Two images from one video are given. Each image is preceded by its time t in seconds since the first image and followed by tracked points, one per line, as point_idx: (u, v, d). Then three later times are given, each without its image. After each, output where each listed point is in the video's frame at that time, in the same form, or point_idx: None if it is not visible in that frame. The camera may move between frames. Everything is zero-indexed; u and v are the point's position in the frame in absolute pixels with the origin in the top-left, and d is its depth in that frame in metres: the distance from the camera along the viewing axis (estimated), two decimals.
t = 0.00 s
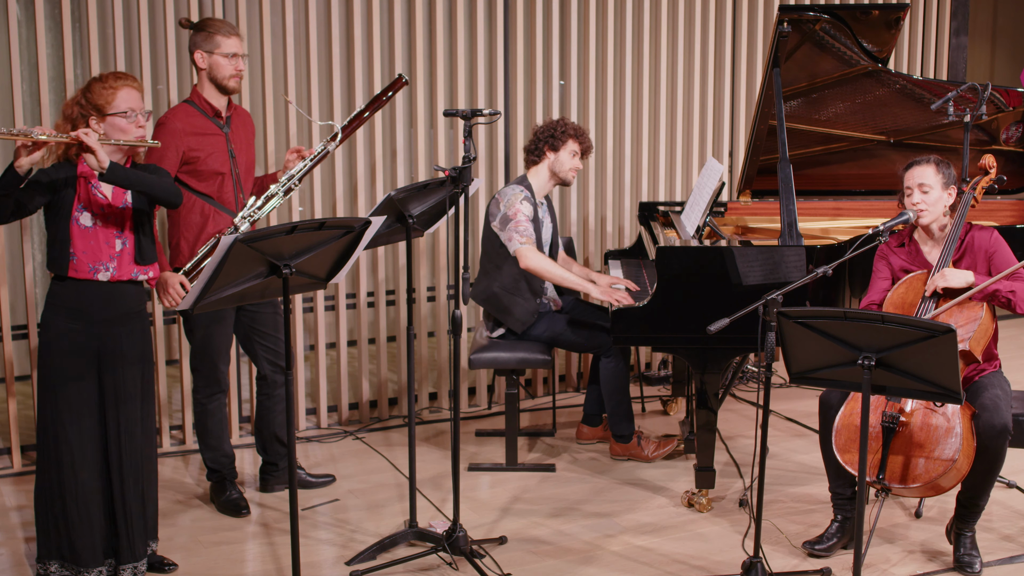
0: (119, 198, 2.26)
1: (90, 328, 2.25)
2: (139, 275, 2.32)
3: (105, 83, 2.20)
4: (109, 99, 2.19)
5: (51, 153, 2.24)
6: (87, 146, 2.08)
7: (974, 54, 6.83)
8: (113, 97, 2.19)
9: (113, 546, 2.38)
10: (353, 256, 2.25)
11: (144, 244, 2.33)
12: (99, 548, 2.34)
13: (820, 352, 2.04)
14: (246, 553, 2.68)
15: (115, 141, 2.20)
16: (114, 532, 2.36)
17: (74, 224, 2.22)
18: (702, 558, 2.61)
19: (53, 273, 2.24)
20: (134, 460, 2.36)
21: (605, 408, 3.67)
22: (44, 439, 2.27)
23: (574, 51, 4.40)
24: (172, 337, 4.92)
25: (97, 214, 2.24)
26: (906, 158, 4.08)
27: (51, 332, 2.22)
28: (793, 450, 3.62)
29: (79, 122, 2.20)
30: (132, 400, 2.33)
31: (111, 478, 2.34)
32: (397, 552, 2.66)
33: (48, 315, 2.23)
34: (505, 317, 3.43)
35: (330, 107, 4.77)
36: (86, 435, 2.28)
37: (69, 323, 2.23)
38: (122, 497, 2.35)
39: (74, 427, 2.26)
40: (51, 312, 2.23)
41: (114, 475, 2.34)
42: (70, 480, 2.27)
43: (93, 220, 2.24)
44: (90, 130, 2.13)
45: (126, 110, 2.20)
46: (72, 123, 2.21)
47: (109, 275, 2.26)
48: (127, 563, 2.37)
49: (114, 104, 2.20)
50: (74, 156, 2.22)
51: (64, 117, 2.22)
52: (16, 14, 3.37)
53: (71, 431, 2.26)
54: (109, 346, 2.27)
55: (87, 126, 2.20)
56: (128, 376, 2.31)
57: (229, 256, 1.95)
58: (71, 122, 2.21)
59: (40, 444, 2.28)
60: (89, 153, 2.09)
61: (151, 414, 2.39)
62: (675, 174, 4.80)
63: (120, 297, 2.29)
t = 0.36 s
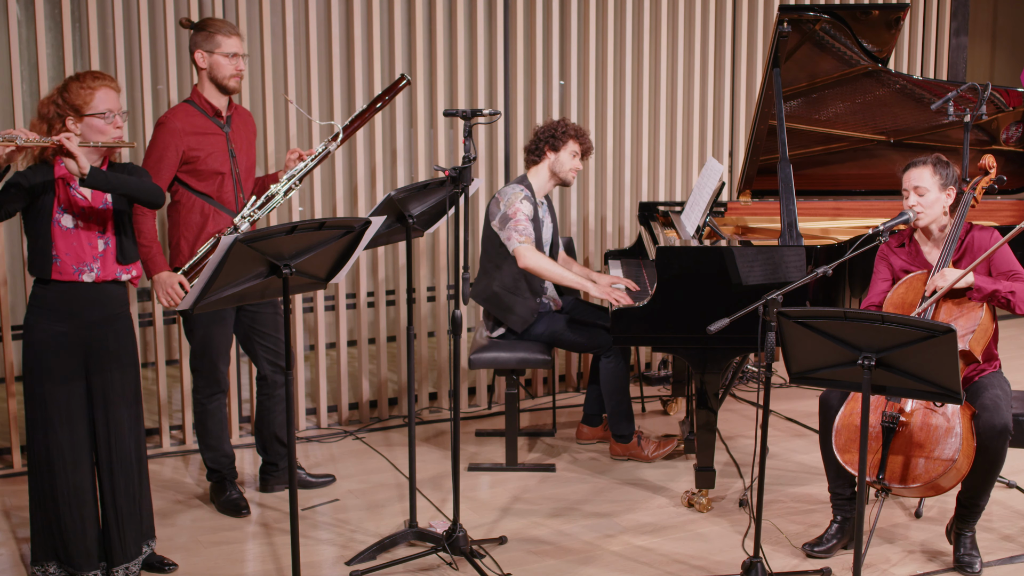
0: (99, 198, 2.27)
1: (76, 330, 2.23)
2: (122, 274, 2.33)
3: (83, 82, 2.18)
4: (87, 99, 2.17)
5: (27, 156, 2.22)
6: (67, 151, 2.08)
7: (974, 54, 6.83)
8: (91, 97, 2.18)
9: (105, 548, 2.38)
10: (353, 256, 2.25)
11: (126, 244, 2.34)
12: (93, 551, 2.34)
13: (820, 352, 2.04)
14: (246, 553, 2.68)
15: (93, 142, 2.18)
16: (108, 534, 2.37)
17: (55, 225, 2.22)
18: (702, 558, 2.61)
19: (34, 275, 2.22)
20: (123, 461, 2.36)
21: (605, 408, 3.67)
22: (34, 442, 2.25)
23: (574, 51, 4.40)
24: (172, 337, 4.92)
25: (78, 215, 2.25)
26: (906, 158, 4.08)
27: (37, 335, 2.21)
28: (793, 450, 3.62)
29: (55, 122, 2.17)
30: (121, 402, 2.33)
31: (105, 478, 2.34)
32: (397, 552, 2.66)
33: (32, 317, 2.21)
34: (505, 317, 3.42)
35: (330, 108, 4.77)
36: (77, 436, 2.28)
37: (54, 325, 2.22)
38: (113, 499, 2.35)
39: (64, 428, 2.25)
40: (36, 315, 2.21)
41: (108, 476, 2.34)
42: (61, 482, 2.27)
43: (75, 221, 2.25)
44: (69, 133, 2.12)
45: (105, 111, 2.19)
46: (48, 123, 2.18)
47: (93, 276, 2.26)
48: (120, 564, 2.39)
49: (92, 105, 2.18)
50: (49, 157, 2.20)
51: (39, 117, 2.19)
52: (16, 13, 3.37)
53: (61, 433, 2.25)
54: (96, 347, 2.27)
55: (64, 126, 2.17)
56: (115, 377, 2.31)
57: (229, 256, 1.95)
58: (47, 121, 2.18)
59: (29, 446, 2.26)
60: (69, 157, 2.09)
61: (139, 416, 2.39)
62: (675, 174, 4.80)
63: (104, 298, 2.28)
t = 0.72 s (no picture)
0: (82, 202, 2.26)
1: (64, 333, 2.23)
2: (108, 276, 2.33)
3: (67, 85, 2.16)
4: (72, 103, 2.15)
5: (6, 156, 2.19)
6: (55, 163, 2.06)
7: (974, 54, 6.83)
8: (76, 101, 2.16)
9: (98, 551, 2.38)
10: (353, 256, 2.25)
11: (111, 247, 2.35)
12: (86, 554, 2.35)
13: (820, 352, 2.04)
14: (246, 553, 2.68)
15: (77, 148, 2.18)
16: (101, 536, 2.37)
17: (40, 229, 2.20)
18: (703, 558, 2.61)
19: (19, 278, 2.21)
20: (114, 461, 2.37)
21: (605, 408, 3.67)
22: (25, 444, 2.26)
23: (574, 51, 4.40)
24: (172, 337, 4.92)
25: (62, 218, 2.23)
26: (906, 158, 4.08)
27: (25, 338, 2.20)
28: (793, 450, 3.62)
29: (37, 124, 2.15)
30: (111, 404, 2.33)
31: (99, 479, 2.35)
32: (397, 552, 2.66)
33: (16, 319, 2.20)
34: (505, 317, 3.42)
35: (331, 108, 4.78)
36: (67, 439, 2.28)
37: (43, 328, 2.21)
38: (103, 500, 2.36)
39: (55, 432, 2.26)
40: (22, 319, 2.20)
41: (102, 477, 2.35)
42: (52, 485, 2.27)
43: (59, 224, 2.23)
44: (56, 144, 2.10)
45: (89, 116, 2.18)
46: (30, 123, 2.15)
47: (81, 278, 2.25)
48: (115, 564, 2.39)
49: (77, 109, 2.16)
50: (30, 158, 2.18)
51: (21, 115, 2.16)
52: (16, 14, 3.37)
53: (51, 436, 2.25)
54: (85, 349, 2.27)
55: (46, 129, 2.16)
56: (105, 380, 2.31)
57: (229, 256, 1.95)
58: (29, 122, 2.15)
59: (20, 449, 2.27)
60: (56, 168, 2.08)
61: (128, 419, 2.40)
62: (675, 174, 4.80)
63: (91, 299, 2.28)
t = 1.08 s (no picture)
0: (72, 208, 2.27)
1: (55, 335, 2.24)
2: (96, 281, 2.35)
3: (66, 92, 2.16)
4: (69, 114, 2.15)
5: None
6: (54, 187, 2.08)
7: (974, 54, 6.83)
8: (73, 113, 2.15)
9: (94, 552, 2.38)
10: (353, 256, 2.25)
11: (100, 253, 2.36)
12: (82, 555, 2.34)
13: (820, 352, 2.04)
14: (246, 553, 2.68)
15: (70, 159, 2.18)
16: (96, 537, 2.36)
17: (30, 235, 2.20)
18: (703, 558, 2.61)
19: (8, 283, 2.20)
20: (108, 462, 2.37)
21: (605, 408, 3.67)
22: (15, 445, 2.26)
23: (574, 51, 4.40)
24: (172, 338, 4.93)
25: (54, 224, 2.23)
26: (906, 158, 4.08)
27: (15, 340, 2.20)
28: (793, 450, 3.62)
29: (31, 130, 2.15)
30: (101, 408, 2.34)
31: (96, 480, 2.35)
32: (397, 552, 2.66)
33: (4, 324, 2.20)
34: (505, 316, 3.42)
35: (331, 108, 4.78)
36: (58, 441, 2.28)
37: (33, 330, 2.21)
38: (97, 500, 2.35)
39: (46, 436, 2.26)
40: (11, 323, 2.20)
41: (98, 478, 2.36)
42: (45, 486, 2.27)
43: (49, 230, 2.23)
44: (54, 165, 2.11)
45: (84, 128, 2.18)
46: (24, 128, 2.15)
47: (71, 284, 2.26)
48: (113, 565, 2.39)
49: (73, 120, 2.16)
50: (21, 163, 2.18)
51: (16, 117, 2.16)
52: (16, 13, 3.37)
53: (43, 441, 2.25)
54: (75, 351, 2.27)
55: (40, 136, 2.16)
56: (95, 383, 2.31)
57: (229, 256, 1.95)
58: (22, 127, 2.15)
59: (12, 454, 2.26)
60: (54, 193, 2.09)
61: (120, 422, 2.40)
62: (675, 174, 4.80)
63: (80, 303, 2.28)
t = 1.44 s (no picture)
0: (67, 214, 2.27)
1: (46, 337, 2.24)
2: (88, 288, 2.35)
3: (65, 102, 2.14)
4: (69, 124, 2.14)
5: None
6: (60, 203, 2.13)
7: (974, 53, 6.82)
8: (74, 122, 2.14)
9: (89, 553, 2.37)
10: (353, 256, 2.25)
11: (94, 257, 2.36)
12: (77, 556, 2.34)
13: (820, 353, 2.04)
14: (246, 553, 2.68)
15: (70, 168, 2.18)
16: (91, 538, 2.36)
17: (27, 242, 2.20)
18: (703, 558, 2.61)
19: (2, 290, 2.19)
20: (102, 462, 2.37)
21: (605, 407, 3.67)
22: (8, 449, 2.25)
23: (574, 51, 4.40)
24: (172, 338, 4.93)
25: (49, 232, 2.24)
26: (906, 159, 4.08)
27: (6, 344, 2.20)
28: (793, 450, 3.62)
29: (30, 139, 2.14)
30: (94, 410, 2.34)
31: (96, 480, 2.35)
32: (397, 552, 2.66)
33: None
34: (505, 316, 3.42)
35: (331, 108, 4.78)
36: (51, 442, 2.27)
37: (25, 332, 2.21)
38: (91, 500, 2.36)
39: (39, 437, 2.26)
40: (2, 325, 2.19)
41: (95, 478, 2.36)
42: (39, 487, 2.26)
43: (46, 238, 2.24)
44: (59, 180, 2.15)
45: (84, 137, 2.17)
46: (22, 137, 2.14)
47: (65, 290, 2.28)
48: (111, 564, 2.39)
49: (73, 130, 2.15)
50: (21, 171, 2.18)
51: (14, 126, 2.14)
52: (16, 13, 3.37)
53: (35, 442, 2.25)
54: (66, 354, 2.28)
55: (39, 144, 2.15)
56: (87, 385, 2.32)
57: (229, 256, 1.95)
58: (21, 136, 2.14)
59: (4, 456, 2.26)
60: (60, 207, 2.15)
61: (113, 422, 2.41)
62: (675, 174, 4.80)
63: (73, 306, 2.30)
